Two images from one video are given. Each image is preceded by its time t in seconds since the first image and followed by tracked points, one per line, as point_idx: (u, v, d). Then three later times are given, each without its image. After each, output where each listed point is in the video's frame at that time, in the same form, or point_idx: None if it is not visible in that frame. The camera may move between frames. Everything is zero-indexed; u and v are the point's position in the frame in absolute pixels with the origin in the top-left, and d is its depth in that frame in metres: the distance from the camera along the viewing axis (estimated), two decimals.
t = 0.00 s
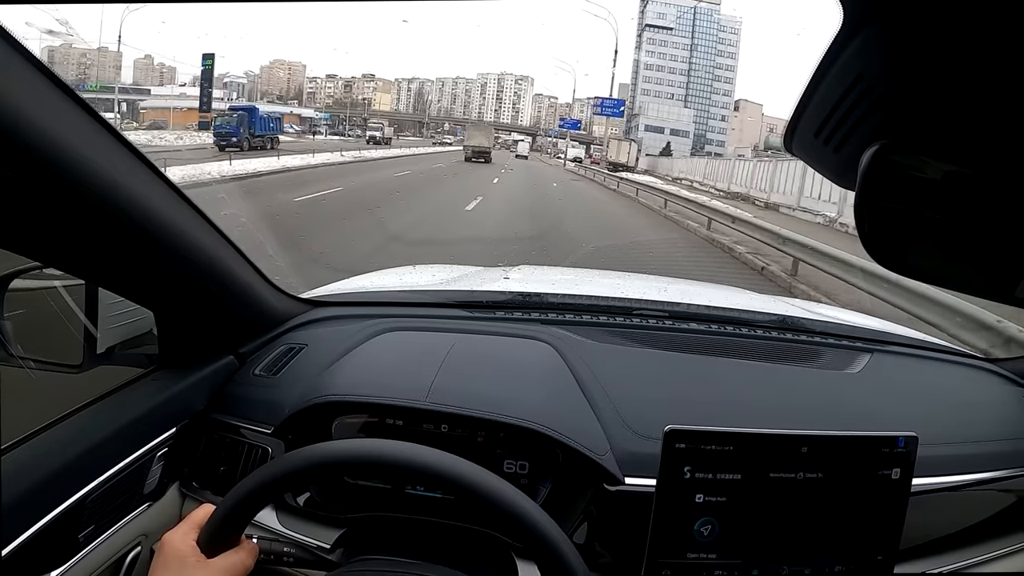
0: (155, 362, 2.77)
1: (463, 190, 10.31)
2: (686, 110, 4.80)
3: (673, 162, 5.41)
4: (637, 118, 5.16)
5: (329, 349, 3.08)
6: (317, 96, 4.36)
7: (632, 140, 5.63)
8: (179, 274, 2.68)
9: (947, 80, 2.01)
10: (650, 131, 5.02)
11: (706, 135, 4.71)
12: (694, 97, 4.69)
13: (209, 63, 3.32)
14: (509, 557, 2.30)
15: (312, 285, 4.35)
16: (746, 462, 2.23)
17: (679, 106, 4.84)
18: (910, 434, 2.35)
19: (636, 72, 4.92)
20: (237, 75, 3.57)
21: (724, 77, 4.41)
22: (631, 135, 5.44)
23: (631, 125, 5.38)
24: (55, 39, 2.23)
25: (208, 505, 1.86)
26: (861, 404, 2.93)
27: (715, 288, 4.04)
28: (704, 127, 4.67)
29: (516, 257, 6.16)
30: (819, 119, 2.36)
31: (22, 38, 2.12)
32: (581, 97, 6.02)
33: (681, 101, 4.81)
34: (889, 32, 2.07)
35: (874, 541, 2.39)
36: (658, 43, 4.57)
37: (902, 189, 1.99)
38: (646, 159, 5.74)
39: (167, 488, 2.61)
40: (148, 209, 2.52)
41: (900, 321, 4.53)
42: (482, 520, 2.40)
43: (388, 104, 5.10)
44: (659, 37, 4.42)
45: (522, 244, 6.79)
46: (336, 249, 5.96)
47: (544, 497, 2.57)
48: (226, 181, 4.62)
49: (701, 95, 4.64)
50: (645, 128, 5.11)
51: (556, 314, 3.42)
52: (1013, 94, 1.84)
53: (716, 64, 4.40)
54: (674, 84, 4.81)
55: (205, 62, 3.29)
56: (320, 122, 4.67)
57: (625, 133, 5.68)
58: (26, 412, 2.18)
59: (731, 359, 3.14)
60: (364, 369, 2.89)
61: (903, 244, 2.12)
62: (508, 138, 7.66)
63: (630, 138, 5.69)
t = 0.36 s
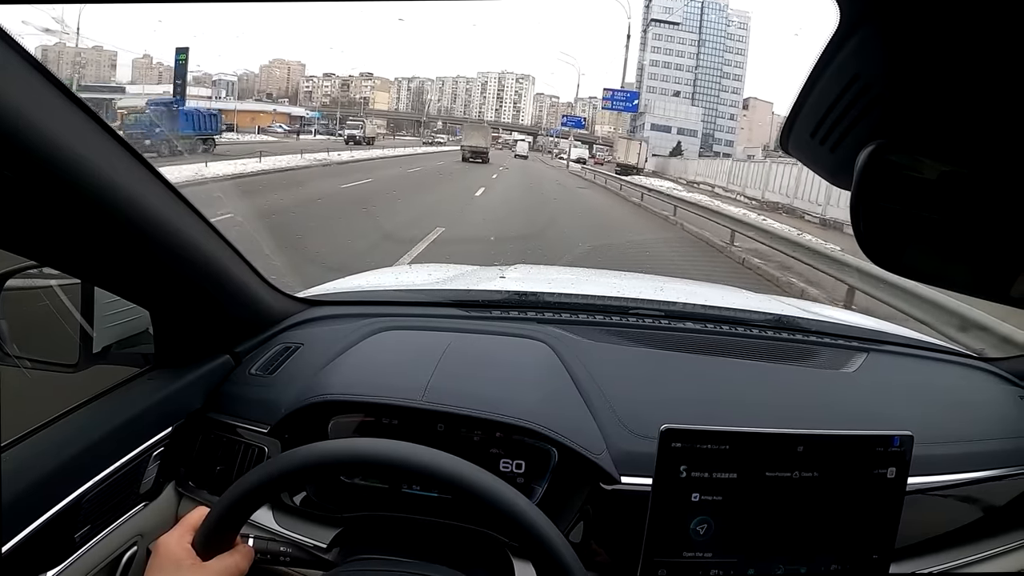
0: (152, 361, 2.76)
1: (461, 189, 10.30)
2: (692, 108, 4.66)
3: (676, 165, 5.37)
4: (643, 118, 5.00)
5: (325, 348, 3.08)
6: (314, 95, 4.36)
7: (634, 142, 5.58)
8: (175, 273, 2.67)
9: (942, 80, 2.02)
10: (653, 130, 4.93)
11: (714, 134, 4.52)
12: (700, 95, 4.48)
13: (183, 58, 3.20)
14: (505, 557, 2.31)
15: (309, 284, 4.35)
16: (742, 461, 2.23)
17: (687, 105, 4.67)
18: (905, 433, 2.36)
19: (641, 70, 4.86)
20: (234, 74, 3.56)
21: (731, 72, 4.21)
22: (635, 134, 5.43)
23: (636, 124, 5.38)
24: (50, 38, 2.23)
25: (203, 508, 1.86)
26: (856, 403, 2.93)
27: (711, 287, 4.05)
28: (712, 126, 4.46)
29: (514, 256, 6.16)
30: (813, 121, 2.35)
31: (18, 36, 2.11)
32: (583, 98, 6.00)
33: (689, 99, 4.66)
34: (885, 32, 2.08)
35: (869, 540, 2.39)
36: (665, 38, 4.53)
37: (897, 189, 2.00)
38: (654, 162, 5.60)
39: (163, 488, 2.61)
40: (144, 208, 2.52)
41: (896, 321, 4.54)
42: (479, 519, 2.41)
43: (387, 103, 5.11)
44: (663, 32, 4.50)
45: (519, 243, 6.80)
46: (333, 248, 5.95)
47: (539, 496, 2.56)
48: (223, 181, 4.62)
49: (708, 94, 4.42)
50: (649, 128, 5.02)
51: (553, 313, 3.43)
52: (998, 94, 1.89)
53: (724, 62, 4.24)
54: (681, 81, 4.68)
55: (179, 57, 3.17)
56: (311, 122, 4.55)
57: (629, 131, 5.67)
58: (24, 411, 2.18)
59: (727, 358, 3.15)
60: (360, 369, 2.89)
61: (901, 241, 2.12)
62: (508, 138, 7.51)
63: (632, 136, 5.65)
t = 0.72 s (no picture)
0: (148, 360, 2.76)
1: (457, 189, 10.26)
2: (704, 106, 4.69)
3: (686, 165, 5.16)
4: (649, 116, 4.86)
5: (321, 347, 3.08)
6: (310, 94, 4.30)
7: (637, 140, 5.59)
8: (171, 272, 2.67)
9: (937, 80, 2.01)
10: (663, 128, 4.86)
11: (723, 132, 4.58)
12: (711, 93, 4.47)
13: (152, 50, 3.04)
14: (501, 555, 2.31)
15: (305, 283, 4.35)
16: (739, 459, 2.23)
17: (693, 102, 4.68)
18: (901, 431, 2.36)
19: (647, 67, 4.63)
20: (229, 72, 3.54)
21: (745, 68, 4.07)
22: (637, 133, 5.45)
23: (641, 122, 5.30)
24: (46, 36, 2.26)
25: (199, 507, 1.86)
26: (851, 401, 2.95)
27: (708, 285, 4.05)
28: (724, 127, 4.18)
29: (511, 256, 6.14)
30: (809, 119, 2.37)
31: (11, 34, 2.12)
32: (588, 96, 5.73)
33: (696, 96, 4.65)
34: (880, 33, 2.08)
35: (865, 538, 2.40)
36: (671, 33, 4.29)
37: (891, 188, 2.00)
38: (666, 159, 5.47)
39: (160, 486, 2.61)
40: (140, 207, 2.52)
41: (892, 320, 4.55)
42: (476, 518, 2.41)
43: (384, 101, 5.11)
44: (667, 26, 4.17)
45: (516, 242, 6.78)
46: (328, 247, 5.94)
47: (536, 494, 2.58)
48: (218, 179, 4.61)
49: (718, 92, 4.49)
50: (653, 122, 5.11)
51: (548, 311, 3.43)
52: (995, 92, 1.90)
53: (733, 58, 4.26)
54: (688, 78, 4.59)
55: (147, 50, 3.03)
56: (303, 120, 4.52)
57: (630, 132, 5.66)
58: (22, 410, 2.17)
59: (723, 356, 3.16)
60: (357, 367, 2.89)
61: (897, 239, 2.16)
62: (508, 138, 7.25)
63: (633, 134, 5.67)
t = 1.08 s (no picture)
0: (144, 361, 2.75)
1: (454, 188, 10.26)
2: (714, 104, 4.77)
3: (706, 165, 5.14)
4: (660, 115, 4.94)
5: (318, 348, 3.07)
6: (307, 93, 4.31)
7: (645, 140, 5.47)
8: (167, 273, 2.66)
9: (932, 79, 2.03)
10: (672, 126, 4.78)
11: (733, 133, 4.46)
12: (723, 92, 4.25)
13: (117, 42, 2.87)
14: (499, 556, 2.31)
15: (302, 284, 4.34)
16: (737, 459, 2.23)
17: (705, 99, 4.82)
18: (898, 430, 2.37)
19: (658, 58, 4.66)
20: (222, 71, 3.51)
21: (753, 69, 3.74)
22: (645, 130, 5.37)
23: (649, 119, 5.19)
24: (42, 36, 2.27)
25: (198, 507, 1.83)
26: (848, 400, 2.95)
27: (705, 285, 4.06)
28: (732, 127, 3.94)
29: (509, 255, 6.16)
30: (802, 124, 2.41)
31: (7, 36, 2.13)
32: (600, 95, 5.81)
33: (706, 94, 4.74)
34: (876, 34, 2.10)
35: (863, 536, 2.40)
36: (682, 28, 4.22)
37: (888, 186, 2.00)
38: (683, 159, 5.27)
39: (157, 489, 2.60)
40: (137, 207, 2.52)
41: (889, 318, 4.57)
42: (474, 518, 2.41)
43: (383, 100, 5.12)
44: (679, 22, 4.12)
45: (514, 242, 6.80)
46: (326, 247, 5.94)
47: (534, 494, 2.59)
48: (215, 179, 4.61)
49: (728, 88, 4.52)
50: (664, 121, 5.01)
51: (545, 311, 3.43)
52: (992, 94, 1.91)
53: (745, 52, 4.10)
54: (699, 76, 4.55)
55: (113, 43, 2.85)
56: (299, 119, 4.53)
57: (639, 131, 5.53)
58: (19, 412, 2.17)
59: (720, 356, 3.16)
60: (354, 368, 2.89)
61: (893, 237, 2.16)
62: (509, 138, 7.36)
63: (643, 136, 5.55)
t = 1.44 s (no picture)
0: (141, 362, 2.75)
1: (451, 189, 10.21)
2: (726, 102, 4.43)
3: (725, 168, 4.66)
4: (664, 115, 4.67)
5: (315, 348, 3.07)
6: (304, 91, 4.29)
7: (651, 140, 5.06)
8: (164, 274, 2.66)
9: (926, 80, 2.03)
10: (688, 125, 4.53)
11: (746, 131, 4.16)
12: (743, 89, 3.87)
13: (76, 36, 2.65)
14: (497, 556, 2.31)
15: (299, 284, 4.34)
16: (734, 458, 2.24)
17: (715, 98, 4.53)
18: (896, 429, 2.37)
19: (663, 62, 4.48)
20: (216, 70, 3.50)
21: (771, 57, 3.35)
22: (652, 134, 4.95)
23: (656, 119, 4.79)
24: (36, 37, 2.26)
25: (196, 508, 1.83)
26: (844, 399, 2.96)
27: (702, 285, 4.05)
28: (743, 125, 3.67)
29: (506, 256, 6.13)
30: (799, 124, 2.43)
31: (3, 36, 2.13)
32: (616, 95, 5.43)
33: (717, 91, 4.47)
34: (871, 35, 2.10)
35: (861, 536, 2.40)
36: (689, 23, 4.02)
37: (887, 185, 2.01)
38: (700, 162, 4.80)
39: (154, 490, 2.60)
40: (134, 208, 2.51)
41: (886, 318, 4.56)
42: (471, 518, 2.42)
43: (379, 99, 5.10)
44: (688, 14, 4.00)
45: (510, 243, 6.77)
46: (322, 248, 5.92)
47: (531, 494, 2.60)
48: (210, 179, 4.58)
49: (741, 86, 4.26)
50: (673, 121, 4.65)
51: (543, 311, 3.43)
52: (988, 93, 1.90)
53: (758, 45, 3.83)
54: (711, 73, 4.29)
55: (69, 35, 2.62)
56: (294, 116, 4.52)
57: (645, 130, 5.09)
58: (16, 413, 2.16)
59: (718, 356, 3.16)
60: (351, 368, 2.89)
61: (889, 237, 2.17)
62: (510, 137, 7.07)
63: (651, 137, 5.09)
